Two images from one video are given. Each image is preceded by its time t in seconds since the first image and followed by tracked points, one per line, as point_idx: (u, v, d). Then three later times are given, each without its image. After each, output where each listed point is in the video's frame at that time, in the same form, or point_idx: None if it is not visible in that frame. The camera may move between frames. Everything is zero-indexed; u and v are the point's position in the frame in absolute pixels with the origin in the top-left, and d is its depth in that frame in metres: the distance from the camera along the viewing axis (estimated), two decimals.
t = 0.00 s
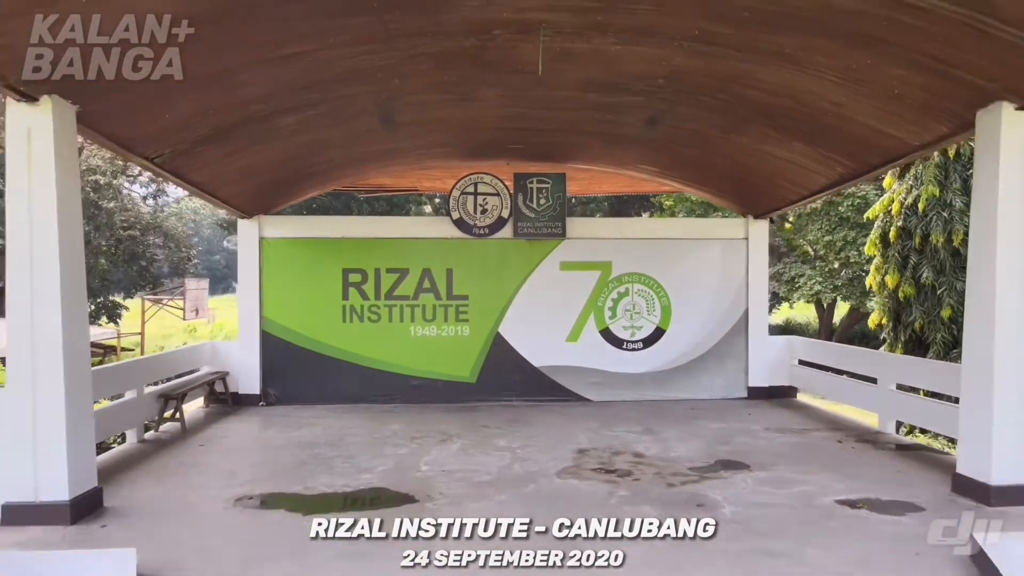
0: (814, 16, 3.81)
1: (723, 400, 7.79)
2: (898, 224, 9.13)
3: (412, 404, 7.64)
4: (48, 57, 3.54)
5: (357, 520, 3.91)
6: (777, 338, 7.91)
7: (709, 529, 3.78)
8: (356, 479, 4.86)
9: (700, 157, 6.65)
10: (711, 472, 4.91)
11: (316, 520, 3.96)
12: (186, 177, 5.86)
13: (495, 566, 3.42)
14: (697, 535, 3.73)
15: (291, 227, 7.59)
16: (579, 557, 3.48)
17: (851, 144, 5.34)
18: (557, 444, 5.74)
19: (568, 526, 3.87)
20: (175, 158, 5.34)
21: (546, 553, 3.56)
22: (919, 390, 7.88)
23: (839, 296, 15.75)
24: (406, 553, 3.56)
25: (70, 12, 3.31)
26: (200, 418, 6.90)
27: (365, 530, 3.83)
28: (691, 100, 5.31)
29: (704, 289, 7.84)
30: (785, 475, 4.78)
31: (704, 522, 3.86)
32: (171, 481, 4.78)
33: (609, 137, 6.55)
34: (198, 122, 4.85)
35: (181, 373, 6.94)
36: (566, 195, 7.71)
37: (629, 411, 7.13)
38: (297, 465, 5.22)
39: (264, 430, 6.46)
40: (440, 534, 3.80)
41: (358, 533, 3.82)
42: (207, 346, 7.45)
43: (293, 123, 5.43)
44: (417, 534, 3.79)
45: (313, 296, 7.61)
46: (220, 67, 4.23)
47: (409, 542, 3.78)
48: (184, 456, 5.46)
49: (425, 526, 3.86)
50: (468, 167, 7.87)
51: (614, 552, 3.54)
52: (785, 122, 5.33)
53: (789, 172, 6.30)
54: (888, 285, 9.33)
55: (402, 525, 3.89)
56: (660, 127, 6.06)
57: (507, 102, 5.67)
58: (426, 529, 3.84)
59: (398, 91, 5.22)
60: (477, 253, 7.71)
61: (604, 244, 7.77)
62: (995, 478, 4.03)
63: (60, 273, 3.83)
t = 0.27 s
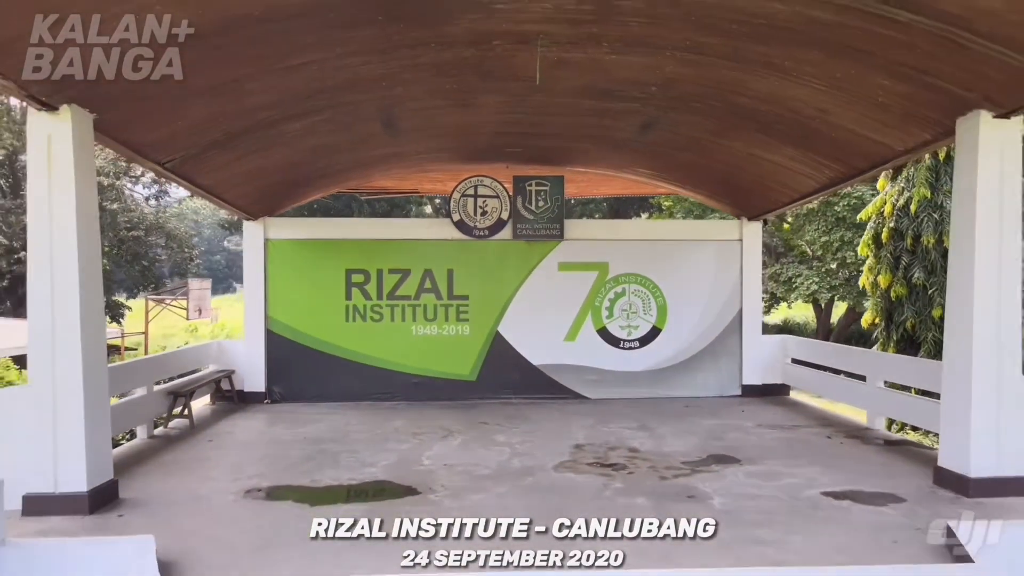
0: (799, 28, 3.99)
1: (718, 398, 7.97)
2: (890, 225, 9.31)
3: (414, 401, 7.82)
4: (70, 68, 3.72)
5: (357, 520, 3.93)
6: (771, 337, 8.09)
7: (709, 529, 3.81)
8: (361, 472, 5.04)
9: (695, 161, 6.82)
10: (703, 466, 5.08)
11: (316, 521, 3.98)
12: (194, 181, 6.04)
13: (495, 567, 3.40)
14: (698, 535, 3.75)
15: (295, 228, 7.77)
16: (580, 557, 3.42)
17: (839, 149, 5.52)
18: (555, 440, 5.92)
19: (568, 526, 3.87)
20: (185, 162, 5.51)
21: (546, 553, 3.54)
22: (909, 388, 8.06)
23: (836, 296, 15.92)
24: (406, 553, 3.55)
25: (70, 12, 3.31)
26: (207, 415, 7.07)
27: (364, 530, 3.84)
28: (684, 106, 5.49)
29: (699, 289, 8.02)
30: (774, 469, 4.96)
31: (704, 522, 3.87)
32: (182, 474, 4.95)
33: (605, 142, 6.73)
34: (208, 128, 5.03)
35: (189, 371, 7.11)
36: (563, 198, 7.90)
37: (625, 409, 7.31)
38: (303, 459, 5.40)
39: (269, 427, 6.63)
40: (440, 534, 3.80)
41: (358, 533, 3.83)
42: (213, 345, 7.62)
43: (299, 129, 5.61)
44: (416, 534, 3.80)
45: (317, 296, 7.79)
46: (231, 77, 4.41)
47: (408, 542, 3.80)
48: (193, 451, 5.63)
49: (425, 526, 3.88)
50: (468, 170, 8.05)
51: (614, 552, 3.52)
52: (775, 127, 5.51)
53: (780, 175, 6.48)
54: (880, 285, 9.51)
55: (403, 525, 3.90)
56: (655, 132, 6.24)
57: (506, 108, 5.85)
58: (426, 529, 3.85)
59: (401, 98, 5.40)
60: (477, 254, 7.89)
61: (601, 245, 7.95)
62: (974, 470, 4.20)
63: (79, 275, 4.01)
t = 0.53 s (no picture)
0: (783, 41, 4.20)
1: (712, 395, 8.18)
2: (881, 227, 9.52)
3: (416, 398, 8.03)
4: (94, 80, 3.94)
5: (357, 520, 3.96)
6: (763, 336, 8.29)
7: (708, 529, 3.82)
8: (366, 465, 5.24)
9: (688, 164, 7.03)
10: (694, 459, 5.29)
11: (316, 521, 4.02)
12: (204, 185, 6.24)
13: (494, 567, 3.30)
14: (697, 535, 3.77)
15: (300, 230, 7.98)
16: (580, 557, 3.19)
17: (827, 154, 5.73)
18: (553, 435, 6.12)
19: (568, 526, 3.88)
20: (196, 168, 5.72)
21: (546, 551, 3.48)
22: (899, 386, 8.27)
23: (832, 296, 16.11)
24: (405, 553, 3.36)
25: (70, 12, 3.39)
26: (215, 412, 7.28)
27: (364, 530, 3.88)
28: (677, 113, 5.70)
29: (694, 289, 8.23)
30: (763, 462, 5.17)
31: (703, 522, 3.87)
32: (194, 467, 5.16)
33: (602, 146, 6.93)
34: (219, 135, 5.24)
35: (198, 369, 7.32)
36: (561, 200, 8.11)
37: (621, 405, 7.52)
38: (310, 453, 5.60)
39: (276, 423, 6.83)
40: (440, 534, 3.80)
41: (358, 533, 3.88)
42: (221, 344, 7.83)
43: (306, 135, 5.82)
44: (416, 534, 3.82)
45: (322, 295, 8.00)
46: (243, 87, 4.62)
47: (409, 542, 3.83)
48: (204, 446, 5.84)
49: (425, 526, 3.88)
50: (469, 173, 8.26)
51: (611, 550, 3.49)
52: (765, 134, 5.73)
53: (771, 179, 6.69)
54: (872, 285, 9.72)
55: (403, 525, 3.92)
56: (650, 137, 6.45)
57: (506, 115, 6.06)
58: (426, 528, 3.87)
59: (404, 105, 5.62)
60: (478, 255, 8.10)
61: (599, 246, 8.16)
62: (952, 462, 4.41)
63: (99, 276, 4.21)
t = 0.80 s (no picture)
0: (772, 52, 4.38)
1: (707, 393, 8.36)
2: (875, 228, 9.68)
3: (418, 396, 8.21)
4: (112, 91, 4.11)
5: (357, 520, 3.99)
6: (758, 335, 8.46)
7: (708, 529, 3.80)
8: (371, 461, 5.41)
9: (685, 168, 7.20)
10: (689, 454, 5.46)
11: (316, 521, 4.05)
12: (213, 188, 6.42)
13: (494, 567, 3.20)
14: (697, 535, 3.74)
15: (305, 232, 8.15)
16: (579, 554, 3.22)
17: (817, 159, 5.91)
18: (552, 432, 6.29)
19: (567, 526, 3.92)
20: (206, 172, 5.90)
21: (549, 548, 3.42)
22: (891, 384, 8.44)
23: (830, 296, 16.26)
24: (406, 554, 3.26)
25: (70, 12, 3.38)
26: (222, 409, 7.45)
27: (365, 530, 3.92)
28: (672, 119, 5.88)
29: (690, 289, 8.40)
30: (755, 457, 5.34)
31: (703, 523, 3.85)
32: (205, 462, 5.32)
33: (600, 150, 7.10)
34: (229, 141, 5.41)
35: (205, 368, 7.49)
36: (561, 203, 8.28)
37: (619, 403, 7.69)
38: (316, 449, 5.77)
39: (281, 420, 7.00)
40: (440, 534, 3.86)
41: (358, 532, 3.93)
42: (228, 343, 8.01)
43: (312, 140, 5.99)
44: (417, 534, 3.87)
45: (326, 296, 8.17)
46: (253, 95, 4.80)
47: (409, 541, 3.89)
48: (213, 442, 6.01)
49: (425, 526, 3.93)
50: (470, 176, 8.43)
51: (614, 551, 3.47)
52: (757, 139, 5.90)
53: (765, 182, 6.87)
54: (866, 286, 9.89)
55: (403, 524, 3.97)
56: (647, 142, 6.62)
57: (506, 120, 6.24)
58: (426, 529, 3.91)
59: (407, 111, 5.80)
60: (478, 256, 8.28)
61: (597, 248, 8.34)
62: (935, 456, 4.57)
63: (116, 278, 4.39)
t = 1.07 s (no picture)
0: (760, 62, 4.58)
1: (702, 391, 8.55)
2: (867, 229, 9.86)
3: (419, 394, 8.40)
4: (111, 90, 4.16)
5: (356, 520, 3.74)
6: (752, 334, 8.65)
7: (709, 529, 3.50)
8: (375, 455, 5.60)
9: (679, 171, 7.38)
10: (682, 449, 5.66)
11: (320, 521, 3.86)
12: (221, 192, 6.61)
13: (494, 566, 3.38)
14: (697, 536, 3.48)
15: (309, 234, 8.34)
16: (579, 554, 3.39)
17: (807, 163, 6.11)
18: (550, 428, 6.48)
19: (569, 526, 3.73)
20: (215, 176, 6.10)
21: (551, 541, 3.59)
22: (882, 381, 8.64)
23: (827, 296, 16.43)
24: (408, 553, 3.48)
25: (70, 13, 3.42)
26: (229, 406, 7.64)
27: (365, 530, 3.66)
28: (666, 125, 6.07)
29: (686, 290, 8.59)
30: (745, 451, 5.53)
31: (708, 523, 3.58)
32: (215, 457, 5.52)
33: (597, 154, 7.29)
34: (238, 146, 5.61)
35: (212, 366, 7.68)
36: (559, 205, 8.47)
37: (616, 401, 7.88)
38: (322, 444, 5.97)
39: (286, 417, 7.18)
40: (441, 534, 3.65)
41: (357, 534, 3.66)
42: (234, 342, 8.20)
43: (318, 144, 6.19)
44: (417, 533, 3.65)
45: (330, 296, 8.37)
46: (262, 102, 4.99)
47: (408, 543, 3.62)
48: (221, 437, 6.19)
49: (426, 526, 3.70)
50: (471, 179, 8.63)
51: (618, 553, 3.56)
52: (748, 144, 6.10)
53: (758, 185, 7.05)
54: (859, 286, 10.07)
55: (402, 524, 3.69)
56: (642, 146, 6.81)
57: (505, 125, 6.44)
58: (426, 529, 3.71)
59: (410, 117, 5.99)
60: (479, 257, 8.47)
61: (594, 249, 8.53)
62: (917, 450, 4.75)
63: (132, 279, 4.58)
